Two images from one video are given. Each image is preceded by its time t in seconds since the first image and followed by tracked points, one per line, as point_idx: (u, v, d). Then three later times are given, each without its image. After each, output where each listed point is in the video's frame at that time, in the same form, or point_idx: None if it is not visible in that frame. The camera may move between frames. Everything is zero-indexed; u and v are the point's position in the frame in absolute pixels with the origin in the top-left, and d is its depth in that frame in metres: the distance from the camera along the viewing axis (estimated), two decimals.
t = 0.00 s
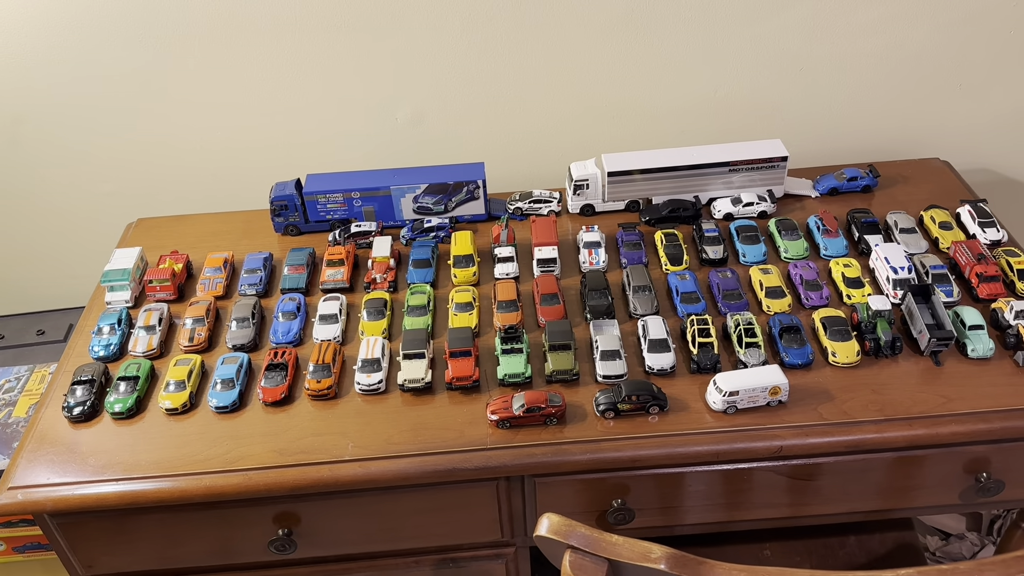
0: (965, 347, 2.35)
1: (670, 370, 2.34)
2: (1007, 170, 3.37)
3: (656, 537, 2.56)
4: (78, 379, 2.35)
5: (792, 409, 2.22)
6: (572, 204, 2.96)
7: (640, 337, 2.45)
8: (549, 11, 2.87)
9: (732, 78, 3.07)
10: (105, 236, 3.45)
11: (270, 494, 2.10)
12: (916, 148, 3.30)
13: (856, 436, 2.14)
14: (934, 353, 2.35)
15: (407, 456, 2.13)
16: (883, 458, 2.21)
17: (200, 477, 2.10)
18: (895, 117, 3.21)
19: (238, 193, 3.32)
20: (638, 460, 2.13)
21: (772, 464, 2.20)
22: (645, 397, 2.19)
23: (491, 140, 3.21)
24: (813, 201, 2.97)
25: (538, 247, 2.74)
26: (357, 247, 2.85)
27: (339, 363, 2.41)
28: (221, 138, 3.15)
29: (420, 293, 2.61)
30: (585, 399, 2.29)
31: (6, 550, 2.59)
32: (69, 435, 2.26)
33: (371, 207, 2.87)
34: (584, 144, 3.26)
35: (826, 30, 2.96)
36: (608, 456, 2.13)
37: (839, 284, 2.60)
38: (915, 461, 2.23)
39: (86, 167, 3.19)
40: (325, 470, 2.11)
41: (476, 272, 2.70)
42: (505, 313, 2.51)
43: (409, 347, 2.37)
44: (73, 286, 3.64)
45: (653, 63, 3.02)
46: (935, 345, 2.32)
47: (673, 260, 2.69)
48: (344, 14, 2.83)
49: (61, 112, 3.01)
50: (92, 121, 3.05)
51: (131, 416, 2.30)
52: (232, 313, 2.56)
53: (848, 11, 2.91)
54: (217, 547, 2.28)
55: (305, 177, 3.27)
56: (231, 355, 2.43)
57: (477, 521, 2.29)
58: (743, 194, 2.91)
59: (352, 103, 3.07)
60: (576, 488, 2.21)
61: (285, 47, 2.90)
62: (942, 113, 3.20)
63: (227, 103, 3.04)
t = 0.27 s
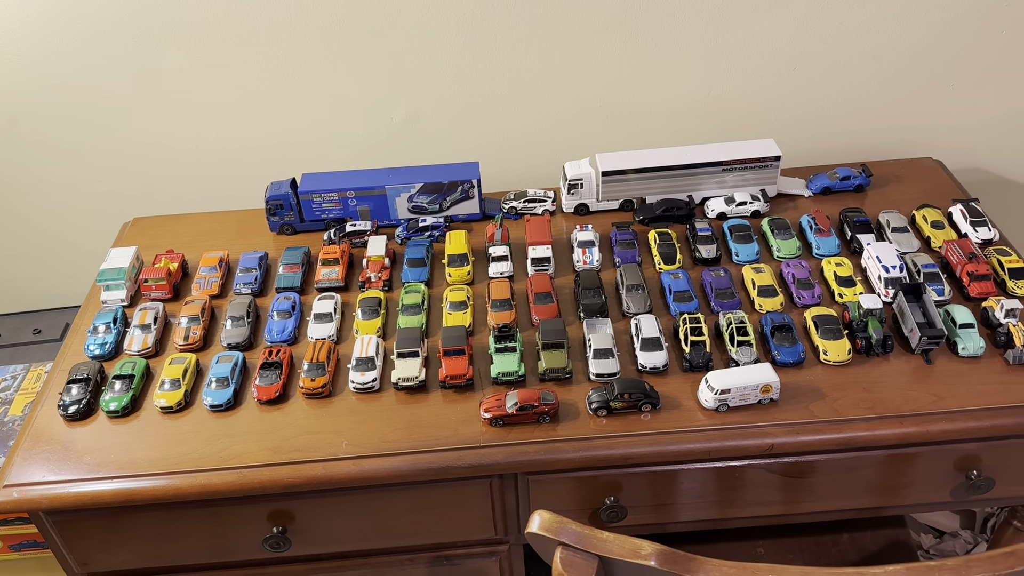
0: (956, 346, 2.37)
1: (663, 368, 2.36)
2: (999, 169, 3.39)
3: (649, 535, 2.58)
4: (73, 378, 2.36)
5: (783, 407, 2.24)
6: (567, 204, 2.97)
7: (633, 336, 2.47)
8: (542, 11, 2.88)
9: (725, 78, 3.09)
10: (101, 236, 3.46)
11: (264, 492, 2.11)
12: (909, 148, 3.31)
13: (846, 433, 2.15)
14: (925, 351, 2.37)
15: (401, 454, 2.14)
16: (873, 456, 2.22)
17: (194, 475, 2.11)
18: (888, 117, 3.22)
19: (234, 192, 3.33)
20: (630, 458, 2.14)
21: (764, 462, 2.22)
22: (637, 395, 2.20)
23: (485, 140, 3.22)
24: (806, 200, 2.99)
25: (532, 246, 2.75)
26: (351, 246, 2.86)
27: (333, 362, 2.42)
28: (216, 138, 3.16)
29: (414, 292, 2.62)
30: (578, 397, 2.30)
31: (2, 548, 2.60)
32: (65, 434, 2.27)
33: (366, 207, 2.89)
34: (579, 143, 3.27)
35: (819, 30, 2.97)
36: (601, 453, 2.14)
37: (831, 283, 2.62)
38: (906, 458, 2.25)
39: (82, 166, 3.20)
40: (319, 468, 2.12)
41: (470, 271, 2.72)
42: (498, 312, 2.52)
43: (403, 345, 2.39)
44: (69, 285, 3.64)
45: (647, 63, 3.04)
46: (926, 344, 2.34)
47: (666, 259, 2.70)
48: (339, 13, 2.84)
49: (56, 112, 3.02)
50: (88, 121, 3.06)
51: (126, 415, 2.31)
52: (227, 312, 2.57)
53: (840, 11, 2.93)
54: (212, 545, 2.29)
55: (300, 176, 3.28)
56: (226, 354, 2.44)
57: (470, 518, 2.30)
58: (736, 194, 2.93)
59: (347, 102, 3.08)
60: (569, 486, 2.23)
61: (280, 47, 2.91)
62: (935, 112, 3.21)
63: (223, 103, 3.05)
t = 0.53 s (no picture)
0: (947, 344, 2.37)
1: (655, 367, 2.36)
2: (992, 167, 3.40)
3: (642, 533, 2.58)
4: (66, 377, 2.36)
5: (774, 405, 2.24)
6: (560, 203, 2.98)
7: (625, 335, 2.47)
8: (535, 10, 2.88)
9: (718, 77, 3.09)
10: (95, 235, 3.46)
11: (256, 490, 2.12)
12: (902, 146, 3.32)
13: (837, 431, 2.16)
14: (916, 349, 2.38)
15: (393, 452, 2.15)
16: (864, 454, 2.23)
17: (186, 473, 2.12)
18: (880, 116, 3.23)
19: (228, 191, 3.33)
20: (622, 456, 2.15)
21: (756, 460, 2.22)
22: (628, 393, 2.21)
23: (479, 139, 3.22)
24: (799, 199, 2.99)
25: (525, 245, 2.76)
26: (345, 245, 2.86)
27: (326, 360, 2.43)
28: (210, 136, 3.16)
29: (407, 291, 2.63)
30: (570, 396, 2.31)
31: None
32: (58, 432, 2.27)
33: (360, 206, 2.89)
34: (572, 142, 3.27)
35: (812, 29, 2.98)
36: (592, 451, 2.15)
37: (823, 282, 2.63)
38: (897, 456, 2.25)
39: (76, 165, 3.20)
40: (311, 466, 2.12)
41: (463, 270, 2.72)
42: (491, 311, 2.53)
43: (395, 344, 2.39)
44: (63, 285, 3.64)
45: (640, 62, 3.04)
46: (917, 342, 2.34)
47: (659, 258, 2.71)
48: (332, 13, 2.84)
49: (50, 111, 3.02)
50: (81, 120, 3.06)
51: (119, 413, 2.31)
52: (220, 311, 2.57)
53: (832, 10, 2.94)
54: (205, 543, 2.29)
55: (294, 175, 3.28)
56: (219, 352, 2.45)
57: (463, 517, 2.31)
58: (729, 192, 2.93)
59: (340, 101, 3.08)
60: (561, 484, 2.23)
61: (273, 46, 2.91)
62: (928, 111, 3.22)
63: (217, 102, 3.05)
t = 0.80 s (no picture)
0: (942, 342, 2.38)
1: (650, 365, 2.36)
2: (988, 166, 3.40)
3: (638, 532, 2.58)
4: (61, 376, 2.36)
5: (770, 404, 2.24)
6: (556, 201, 2.97)
7: (621, 333, 2.47)
8: (531, 9, 2.88)
9: (714, 76, 3.09)
10: (91, 234, 3.45)
11: (252, 489, 2.12)
12: (898, 145, 3.32)
13: (833, 429, 2.16)
14: (911, 348, 2.38)
15: (388, 451, 2.15)
16: (860, 452, 2.23)
17: (181, 472, 2.12)
18: (876, 114, 3.23)
19: (224, 191, 3.33)
20: (617, 454, 2.15)
21: (751, 458, 2.22)
22: (624, 391, 2.21)
23: (475, 137, 3.22)
24: (795, 197, 2.99)
25: (521, 244, 2.76)
26: (341, 244, 2.86)
27: (322, 359, 2.42)
28: (206, 136, 3.16)
29: (403, 290, 2.62)
30: (566, 394, 2.31)
31: None
32: (53, 431, 2.27)
33: (356, 204, 2.89)
34: (569, 141, 3.27)
35: (808, 27, 2.98)
36: (588, 450, 2.15)
37: (819, 280, 2.63)
38: (892, 454, 2.25)
39: (72, 164, 3.20)
40: (306, 465, 2.12)
41: (459, 269, 2.72)
42: (487, 309, 2.53)
43: (391, 343, 2.39)
44: (59, 284, 3.63)
45: (637, 60, 3.04)
46: (912, 340, 2.34)
47: (655, 256, 2.71)
48: (328, 11, 2.84)
49: (45, 110, 3.02)
50: (77, 119, 3.06)
51: (114, 412, 2.31)
52: (215, 310, 2.57)
53: (828, 9, 2.94)
54: (200, 542, 2.29)
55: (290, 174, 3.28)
56: (214, 351, 2.44)
57: (459, 515, 2.31)
58: (725, 191, 2.93)
59: (337, 100, 3.07)
60: (557, 482, 2.23)
61: (269, 44, 2.91)
62: (923, 110, 3.22)
63: (212, 100, 3.05)
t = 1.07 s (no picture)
0: (937, 342, 2.38)
1: (646, 366, 2.37)
2: (984, 166, 3.41)
3: (635, 532, 2.59)
4: (58, 377, 2.36)
5: (765, 404, 2.25)
6: (552, 202, 2.98)
7: (617, 334, 2.48)
8: (528, 9, 2.89)
9: (710, 76, 3.10)
10: (89, 234, 3.45)
11: (248, 490, 2.12)
12: (894, 145, 3.33)
13: (828, 430, 2.17)
14: (906, 348, 2.38)
15: (385, 452, 2.15)
16: (855, 452, 2.24)
17: (178, 473, 2.12)
18: (872, 114, 3.24)
19: (221, 191, 3.33)
20: (613, 454, 2.16)
21: (747, 458, 2.23)
22: (620, 392, 2.21)
23: (472, 138, 3.23)
24: (791, 198, 3.00)
25: (517, 244, 2.76)
26: (338, 245, 2.86)
27: (318, 360, 2.43)
28: (203, 137, 3.16)
29: (399, 291, 2.63)
30: (562, 395, 2.31)
31: None
32: (50, 432, 2.27)
33: (353, 205, 2.89)
34: (566, 141, 3.27)
35: (804, 28, 2.99)
36: (584, 450, 2.15)
37: (814, 280, 2.63)
38: (887, 454, 2.26)
39: (69, 165, 3.20)
40: (303, 466, 2.13)
41: (456, 270, 2.72)
42: (483, 310, 2.53)
43: (387, 344, 2.39)
44: (57, 285, 3.63)
45: (633, 61, 3.05)
46: (907, 340, 2.35)
47: (651, 257, 2.71)
48: (324, 11, 2.84)
49: (42, 111, 3.02)
50: (74, 119, 3.06)
51: (111, 413, 2.31)
52: (212, 311, 2.57)
53: (824, 9, 2.94)
54: (197, 543, 2.29)
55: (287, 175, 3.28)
56: (211, 352, 2.45)
57: (456, 515, 2.31)
58: (721, 191, 2.94)
59: (334, 100, 3.08)
60: (553, 483, 2.24)
61: (266, 45, 2.91)
62: (919, 110, 3.23)
63: (209, 101, 3.05)
